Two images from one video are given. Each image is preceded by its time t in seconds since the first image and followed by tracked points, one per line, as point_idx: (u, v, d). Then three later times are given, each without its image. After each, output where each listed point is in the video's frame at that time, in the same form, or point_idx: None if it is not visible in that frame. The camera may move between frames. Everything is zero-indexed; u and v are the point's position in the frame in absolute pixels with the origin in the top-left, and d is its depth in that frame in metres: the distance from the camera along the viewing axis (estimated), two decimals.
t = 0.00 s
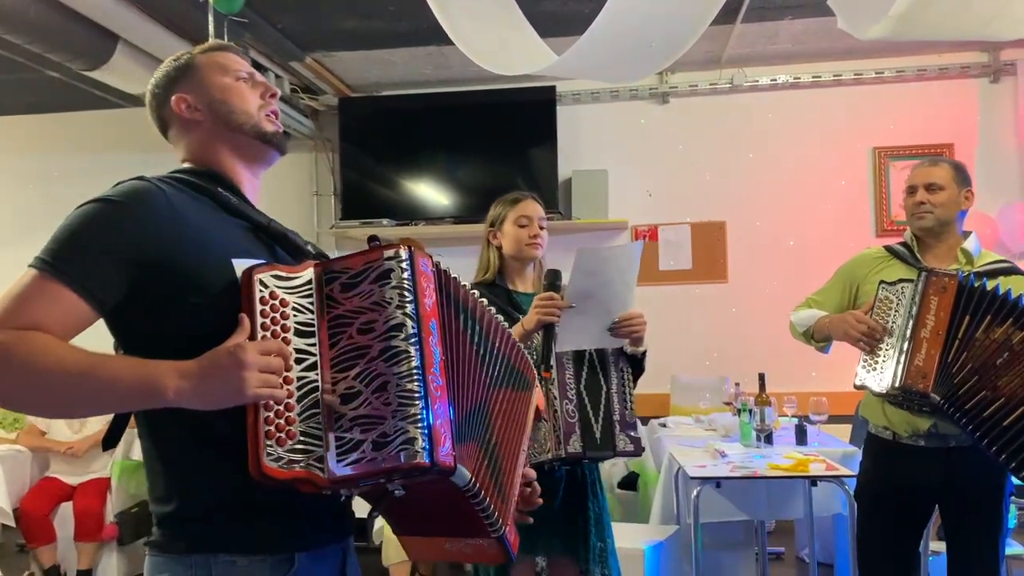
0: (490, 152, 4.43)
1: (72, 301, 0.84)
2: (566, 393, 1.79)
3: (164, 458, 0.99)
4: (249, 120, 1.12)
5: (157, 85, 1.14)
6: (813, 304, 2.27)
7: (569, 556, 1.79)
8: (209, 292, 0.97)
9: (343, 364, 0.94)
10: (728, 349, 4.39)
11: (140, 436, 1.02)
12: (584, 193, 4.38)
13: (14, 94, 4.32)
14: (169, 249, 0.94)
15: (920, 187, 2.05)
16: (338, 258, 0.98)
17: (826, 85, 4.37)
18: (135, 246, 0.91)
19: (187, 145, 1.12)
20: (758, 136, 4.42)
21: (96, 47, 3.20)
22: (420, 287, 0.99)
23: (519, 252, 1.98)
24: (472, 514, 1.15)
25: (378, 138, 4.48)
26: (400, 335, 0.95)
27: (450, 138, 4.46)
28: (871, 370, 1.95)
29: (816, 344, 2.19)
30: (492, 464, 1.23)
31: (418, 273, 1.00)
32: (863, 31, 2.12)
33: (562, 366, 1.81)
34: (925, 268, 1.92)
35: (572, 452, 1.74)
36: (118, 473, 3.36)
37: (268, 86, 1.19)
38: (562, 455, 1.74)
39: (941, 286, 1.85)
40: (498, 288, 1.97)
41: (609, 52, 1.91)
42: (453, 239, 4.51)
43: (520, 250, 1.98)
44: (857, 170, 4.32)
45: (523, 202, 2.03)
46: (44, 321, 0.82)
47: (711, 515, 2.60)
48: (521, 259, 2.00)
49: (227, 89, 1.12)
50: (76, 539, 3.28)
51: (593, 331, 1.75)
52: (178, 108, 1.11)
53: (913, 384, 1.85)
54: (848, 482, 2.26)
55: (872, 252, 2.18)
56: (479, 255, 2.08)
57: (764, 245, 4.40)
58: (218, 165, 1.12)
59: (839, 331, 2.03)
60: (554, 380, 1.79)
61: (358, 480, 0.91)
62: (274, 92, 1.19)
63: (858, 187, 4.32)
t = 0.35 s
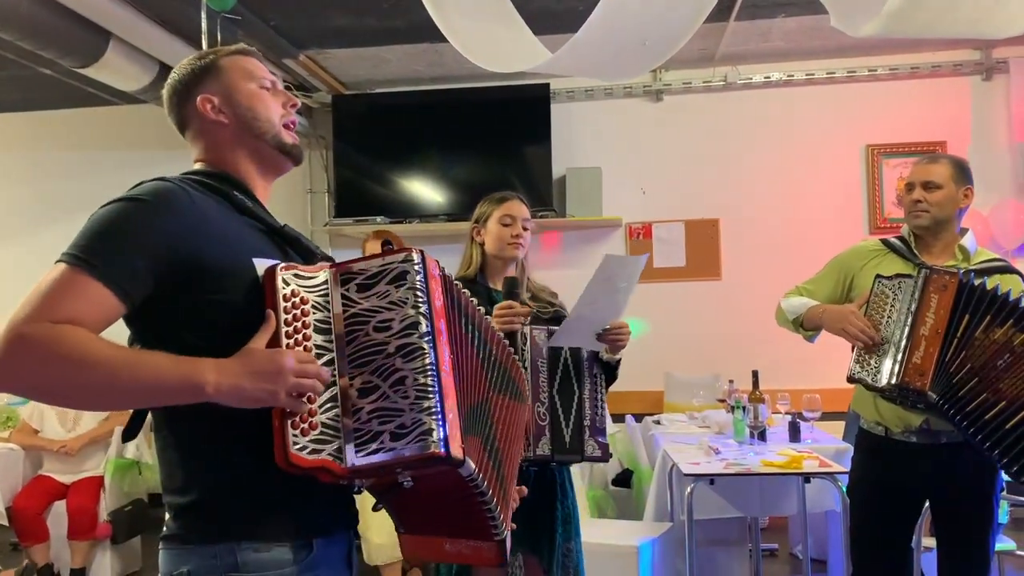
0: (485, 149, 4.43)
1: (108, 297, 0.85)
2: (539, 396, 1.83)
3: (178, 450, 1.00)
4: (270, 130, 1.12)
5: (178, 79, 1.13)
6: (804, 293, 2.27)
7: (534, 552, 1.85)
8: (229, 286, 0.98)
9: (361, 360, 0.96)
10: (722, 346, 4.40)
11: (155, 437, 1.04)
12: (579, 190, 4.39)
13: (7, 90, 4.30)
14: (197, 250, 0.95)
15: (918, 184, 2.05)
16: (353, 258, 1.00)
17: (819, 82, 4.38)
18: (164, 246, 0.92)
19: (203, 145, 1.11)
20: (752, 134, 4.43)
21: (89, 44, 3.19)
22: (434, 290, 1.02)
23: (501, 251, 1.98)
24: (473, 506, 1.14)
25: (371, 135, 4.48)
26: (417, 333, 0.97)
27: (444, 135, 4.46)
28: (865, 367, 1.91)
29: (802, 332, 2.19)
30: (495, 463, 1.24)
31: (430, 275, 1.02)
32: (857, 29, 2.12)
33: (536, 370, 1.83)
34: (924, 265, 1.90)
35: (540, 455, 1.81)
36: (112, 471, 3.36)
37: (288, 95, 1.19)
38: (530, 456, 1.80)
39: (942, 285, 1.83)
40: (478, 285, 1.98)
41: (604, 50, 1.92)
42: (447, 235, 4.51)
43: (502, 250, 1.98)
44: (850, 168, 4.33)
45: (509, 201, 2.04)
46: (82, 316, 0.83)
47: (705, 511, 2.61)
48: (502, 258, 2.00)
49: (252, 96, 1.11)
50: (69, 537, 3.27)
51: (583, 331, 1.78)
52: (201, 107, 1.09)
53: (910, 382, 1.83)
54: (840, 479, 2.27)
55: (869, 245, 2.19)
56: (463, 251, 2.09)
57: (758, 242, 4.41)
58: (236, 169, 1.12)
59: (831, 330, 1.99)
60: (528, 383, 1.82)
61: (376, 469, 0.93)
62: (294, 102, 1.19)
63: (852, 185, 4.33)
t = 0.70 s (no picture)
0: (475, 146, 4.43)
1: (132, 297, 0.82)
2: (535, 396, 1.83)
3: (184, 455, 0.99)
4: (259, 124, 1.11)
5: (156, 65, 1.09)
6: (793, 281, 2.27)
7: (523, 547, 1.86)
8: (245, 287, 0.98)
9: (368, 359, 0.99)
10: (712, 342, 4.41)
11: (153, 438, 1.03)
12: (569, 188, 4.39)
13: None
14: (207, 246, 0.94)
15: (915, 180, 2.05)
16: (353, 257, 1.01)
17: (809, 80, 4.39)
18: (180, 242, 0.90)
19: (187, 136, 1.08)
20: (743, 131, 4.44)
21: (77, 41, 3.17)
22: (431, 288, 1.05)
23: (481, 246, 1.99)
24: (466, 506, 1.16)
25: (362, 132, 4.46)
26: (423, 331, 1.01)
27: (434, 132, 4.45)
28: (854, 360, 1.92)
29: (790, 320, 2.19)
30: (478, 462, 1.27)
31: (427, 274, 1.05)
32: (846, 25, 2.13)
33: (531, 369, 1.83)
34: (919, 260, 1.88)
35: (539, 454, 1.81)
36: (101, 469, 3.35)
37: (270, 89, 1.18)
38: (529, 456, 1.80)
39: (938, 282, 1.82)
40: (461, 281, 1.98)
41: (594, 46, 1.91)
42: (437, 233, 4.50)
43: (482, 244, 1.99)
44: (840, 165, 4.35)
45: (487, 194, 2.03)
46: (110, 318, 0.80)
47: (694, 506, 2.62)
48: (483, 252, 2.01)
49: (241, 88, 1.10)
50: (58, 536, 3.26)
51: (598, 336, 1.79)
52: (190, 96, 1.07)
53: (903, 379, 1.83)
54: (829, 474, 2.28)
55: (864, 236, 2.19)
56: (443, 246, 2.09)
57: (748, 239, 4.42)
58: (224, 162, 1.10)
59: (822, 318, 1.99)
60: (524, 383, 1.82)
61: (393, 464, 0.97)
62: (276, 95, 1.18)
63: (841, 182, 4.34)
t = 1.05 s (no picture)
0: (461, 142, 4.42)
1: (153, 292, 0.75)
2: (547, 391, 1.83)
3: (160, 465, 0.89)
4: (240, 99, 1.01)
5: (122, 21, 0.95)
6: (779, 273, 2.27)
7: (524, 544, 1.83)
8: (256, 288, 0.92)
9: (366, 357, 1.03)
10: (697, 338, 4.41)
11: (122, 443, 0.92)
12: (555, 184, 4.39)
13: None
14: (222, 237, 0.87)
15: (910, 177, 2.06)
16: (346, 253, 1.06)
17: (794, 76, 4.40)
18: (199, 233, 0.83)
19: (164, 109, 0.96)
20: (728, 127, 4.44)
21: (59, 35, 3.14)
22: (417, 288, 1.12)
23: (469, 243, 1.99)
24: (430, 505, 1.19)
25: (347, 127, 4.45)
26: (418, 329, 1.07)
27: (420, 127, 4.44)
28: (838, 356, 1.92)
29: (773, 312, 2.19)
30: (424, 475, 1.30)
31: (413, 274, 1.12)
32: (830, 21, 2.13)
33: (543, 366, 1.83)
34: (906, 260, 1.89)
35: (552, 448, 1.80)
36: (83, 466, 3.32)
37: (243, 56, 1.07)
38: (541, 451, 1.77)
39: (924, 282, 1.83)
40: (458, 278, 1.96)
41: (580, 41, 1.91)
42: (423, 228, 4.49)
43: (470, 240, 1.98)
44: (824, 160, 4.36)
45: (469, 189, 2.03)
46: (132, 314, 0.73)
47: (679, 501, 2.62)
48: (472, 248, 2.01)
49: (223, 57, 0.99)
50: (39, 534, 3.24)
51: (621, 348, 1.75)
52: (170, 65, 0.95)
53: (886, 377, 1.83)
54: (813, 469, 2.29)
55: (848, 230, 2.20)
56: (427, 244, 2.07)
57: (733, 234, 4.43)
58: (205, 139, 0.99)
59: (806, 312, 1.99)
60: (534, 380, 1.82)
61: (392, 465, 1.01)
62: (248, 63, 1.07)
63: (826, 177, 4.36)
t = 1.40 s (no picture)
0: (441, 137, 4.41)
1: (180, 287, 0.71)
2: (555, 375, 1.81)
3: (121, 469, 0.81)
4: (210, 70, 0.91)
5: None
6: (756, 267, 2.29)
7: (536, 536, 1.83)
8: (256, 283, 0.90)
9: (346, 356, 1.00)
10: (676, 334, 4.44)
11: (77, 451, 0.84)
12: (535, 180, 4.40)
13: None
14: (227, 223, 0.82)
15: (893, 172, 2.08)
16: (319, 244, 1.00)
17: (773, 74, 4.43)
18: (212, 221, 0.78)
19: (132, 79, 0.84)
20: (708, 124, 4.46)
21: (34, 27, 3.11)
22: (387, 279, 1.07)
23: (456, 240, 1.99)
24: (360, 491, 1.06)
25: (326, 122, 4.42)
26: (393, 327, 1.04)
27: (399, 123, 4.43)
28: (812, 352, 1.93)
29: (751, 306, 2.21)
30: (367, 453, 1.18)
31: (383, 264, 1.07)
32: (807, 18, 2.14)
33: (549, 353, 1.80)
34: (883, 260, 1.91)
35: (568, 435, 1.80)
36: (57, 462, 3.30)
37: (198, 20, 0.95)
38: (558, 439, 1.78)
39: (900, 284, 1.85)
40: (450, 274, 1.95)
41: (558, 35, 1.91)
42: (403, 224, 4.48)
43: (456, 236, 1.98)
44: (802, 158, 4.39)
45: (451, 185, 2.04)
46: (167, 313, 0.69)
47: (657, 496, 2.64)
48: (459, 245, 2.00)
49: (194, 25, 0.89)
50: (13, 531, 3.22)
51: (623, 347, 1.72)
52: (142, 30, 0.83)
53: (860, 377, 1.85)
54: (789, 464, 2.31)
55: (827, 226, 2.22)
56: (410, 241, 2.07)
57: (712, 231, 4.45)
58: (176, 114, 0.88)
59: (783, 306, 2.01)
60: (541, 372, 1.79)
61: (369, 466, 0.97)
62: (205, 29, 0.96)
63: (804, 175, 4.39)
